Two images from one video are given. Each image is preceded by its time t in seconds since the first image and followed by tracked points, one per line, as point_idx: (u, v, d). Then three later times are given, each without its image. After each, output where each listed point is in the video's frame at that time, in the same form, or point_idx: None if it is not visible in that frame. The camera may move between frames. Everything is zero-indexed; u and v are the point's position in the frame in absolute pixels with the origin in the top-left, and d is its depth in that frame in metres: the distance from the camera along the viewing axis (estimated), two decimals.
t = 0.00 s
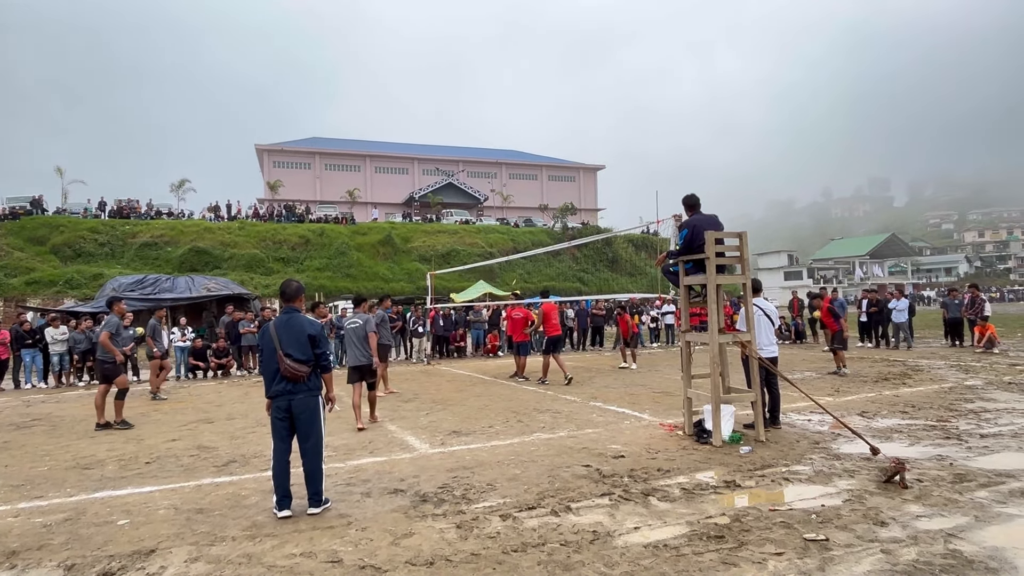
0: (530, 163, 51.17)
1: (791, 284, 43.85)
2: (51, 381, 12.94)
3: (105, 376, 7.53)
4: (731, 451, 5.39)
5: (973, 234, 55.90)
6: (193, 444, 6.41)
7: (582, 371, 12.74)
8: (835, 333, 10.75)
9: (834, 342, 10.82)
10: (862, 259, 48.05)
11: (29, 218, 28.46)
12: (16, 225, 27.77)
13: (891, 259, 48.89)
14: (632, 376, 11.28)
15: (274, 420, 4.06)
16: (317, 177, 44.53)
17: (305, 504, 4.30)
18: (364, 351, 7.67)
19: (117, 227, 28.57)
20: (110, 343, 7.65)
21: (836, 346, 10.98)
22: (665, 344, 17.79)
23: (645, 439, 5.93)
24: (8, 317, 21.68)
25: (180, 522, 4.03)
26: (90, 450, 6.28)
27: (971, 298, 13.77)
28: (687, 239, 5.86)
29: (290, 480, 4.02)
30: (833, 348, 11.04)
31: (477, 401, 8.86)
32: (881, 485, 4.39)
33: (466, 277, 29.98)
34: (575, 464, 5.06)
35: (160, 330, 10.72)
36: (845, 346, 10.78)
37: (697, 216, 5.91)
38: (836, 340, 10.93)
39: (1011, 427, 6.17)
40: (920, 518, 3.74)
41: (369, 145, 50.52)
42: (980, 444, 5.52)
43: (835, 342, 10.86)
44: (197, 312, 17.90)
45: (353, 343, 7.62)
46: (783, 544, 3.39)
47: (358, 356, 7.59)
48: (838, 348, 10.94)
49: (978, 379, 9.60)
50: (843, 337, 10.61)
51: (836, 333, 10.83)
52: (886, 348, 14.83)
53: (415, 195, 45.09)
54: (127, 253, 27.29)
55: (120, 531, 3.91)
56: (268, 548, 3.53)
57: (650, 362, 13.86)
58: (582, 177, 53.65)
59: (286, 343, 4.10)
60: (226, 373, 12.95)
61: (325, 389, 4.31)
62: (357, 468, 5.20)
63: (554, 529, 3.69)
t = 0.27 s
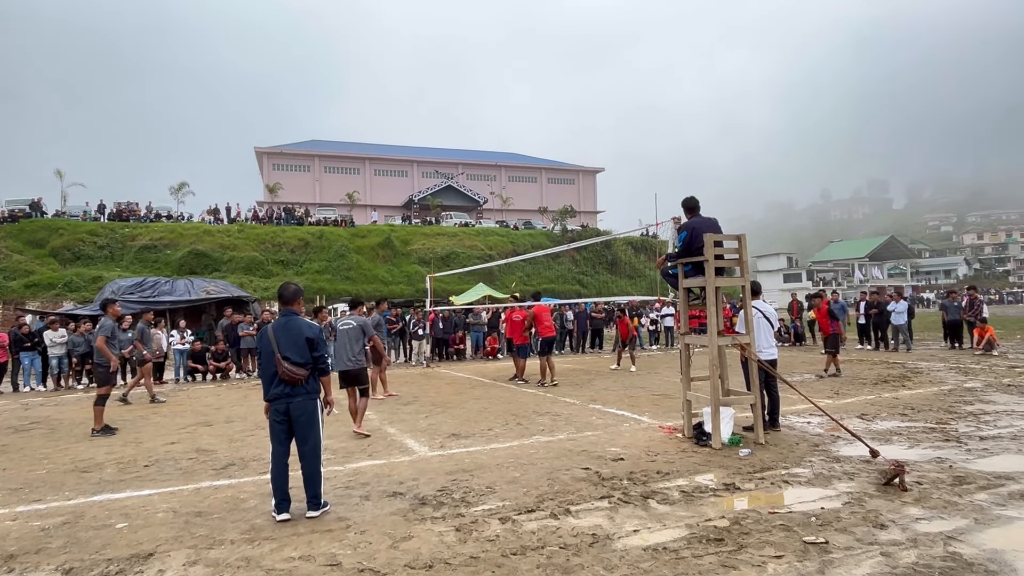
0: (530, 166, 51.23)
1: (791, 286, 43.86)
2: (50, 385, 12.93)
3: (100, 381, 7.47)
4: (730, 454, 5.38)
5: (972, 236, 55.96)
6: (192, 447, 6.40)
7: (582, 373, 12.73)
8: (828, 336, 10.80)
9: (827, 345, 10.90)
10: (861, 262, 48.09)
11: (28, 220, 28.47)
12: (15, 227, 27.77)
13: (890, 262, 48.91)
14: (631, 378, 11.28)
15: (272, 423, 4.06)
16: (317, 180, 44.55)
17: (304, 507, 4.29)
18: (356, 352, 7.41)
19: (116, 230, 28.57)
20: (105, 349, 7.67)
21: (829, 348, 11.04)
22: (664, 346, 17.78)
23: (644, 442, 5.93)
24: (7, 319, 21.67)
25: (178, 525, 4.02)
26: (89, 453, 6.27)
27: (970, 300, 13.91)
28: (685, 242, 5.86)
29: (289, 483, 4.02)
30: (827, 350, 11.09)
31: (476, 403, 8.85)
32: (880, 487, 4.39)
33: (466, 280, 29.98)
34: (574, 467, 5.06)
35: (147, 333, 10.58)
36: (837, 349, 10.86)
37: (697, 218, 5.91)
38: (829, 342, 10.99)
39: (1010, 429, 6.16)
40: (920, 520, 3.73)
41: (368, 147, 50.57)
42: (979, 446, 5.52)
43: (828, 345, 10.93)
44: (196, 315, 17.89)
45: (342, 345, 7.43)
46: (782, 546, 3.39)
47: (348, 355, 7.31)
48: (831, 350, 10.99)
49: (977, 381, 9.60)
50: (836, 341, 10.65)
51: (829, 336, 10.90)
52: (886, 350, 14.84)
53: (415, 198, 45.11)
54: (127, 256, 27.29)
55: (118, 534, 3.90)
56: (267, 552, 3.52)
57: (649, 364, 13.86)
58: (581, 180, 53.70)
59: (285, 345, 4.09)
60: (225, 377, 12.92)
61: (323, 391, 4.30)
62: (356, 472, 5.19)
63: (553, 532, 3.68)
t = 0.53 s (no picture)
0: (530, 169, 51.28)
1: (791, 289, 43.84)
2: (50, 388, 12.92)
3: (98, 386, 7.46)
4: (731, 457, 5.37)
5: (972, 239, 55.96)
6: (191, 451, 6.39)
7: (582, 376, 12.70)
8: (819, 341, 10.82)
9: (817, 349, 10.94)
10: (861, 265, 48.11)
11: (28, 224, 28.49)
12: (16, 231, 27.79)
13: (891, 265, 48.92)
14: (632, 382, 11.25)
15: (272, 426, 4.05)
16: (317, 183, 44.59)
17: (303, 510, 4.28)
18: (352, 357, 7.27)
19: (117, 233, 28.59)
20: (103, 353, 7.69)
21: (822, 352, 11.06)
22: (665, 349, 17.76)
23: (645, 445, 5.91)
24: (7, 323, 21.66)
25: (178, 529, 4.02)
26: (87, 457, 6.26)
27: (970, 303, 13.93)
28: (686, 245, 5.86)
29: (288, 487, 4.01)
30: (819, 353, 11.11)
31: (476, 407, 8.84)
32: (881, 491, 4.38)
33: (466, 283, 29.98)
34: (574, 471, 5.04)
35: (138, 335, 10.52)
36: (828, 354, 10.93)
37: (697, 221, 5.91)
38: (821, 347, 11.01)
39: (1011, 433, 6.15)
40: (921, 524, 3.73)
41: (369, 151, 50.65)
42: (980, 449, 5.51)
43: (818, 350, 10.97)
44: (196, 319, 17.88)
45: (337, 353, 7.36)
46: (783, 551, 3.38)
47: (337, 362, 7.16)
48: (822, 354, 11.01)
49: (978, 384, 9.59)
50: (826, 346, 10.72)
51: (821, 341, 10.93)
52: (886, 354, 14.83)
53: (415, 201, 45.14)
54: (127, 259, 27.29)
55: (117, 538, 3.89)
56: (266, 556, 3.51)
57: (649, 367, 13.85)
58: (581, 183, 53.74)
59: (284, 349, 4.09)
60: (225, 380, 12.90)
61: (323, 395, 4.30)
62: (356, 475, 5.18)
63: (553, 536, 3.67)
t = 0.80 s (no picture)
0: (531, 173, 51.34)
1: (792, 293, 43.78)
2: (51, 391, 12.90)
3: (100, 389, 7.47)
4: (732, 462, 5.36)
5: (974, 243, 55.87)
6: (192, 454, 6.39)
7: (583, 380, 12.68)
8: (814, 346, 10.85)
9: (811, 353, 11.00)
10: (863, 268, 48.05)
11: (31, 227, 28.58)
12: (18, 234, 27.87)
13: (892, 269, 48.84)
14: (633, 385, 11.24)
15: (273, 430, 4.05)
16: (319, 187, 44.68)
17: (304, 514, 4.27)
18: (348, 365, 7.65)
19: (119, 237, 28.66)
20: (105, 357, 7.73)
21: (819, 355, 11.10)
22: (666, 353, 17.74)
23: (646, 449, 5.91)
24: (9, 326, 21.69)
25: (179, 532, 4.02)
26: (89, 460, 6.26)
27: (972, 307, 13.88)
28: (687, 248, 5.86)
29: (290, 490, 4.01)
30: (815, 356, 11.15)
31: (477, 410, 8.83)
32: (884, 495, 4.37)
33: (467, 286, 29.99)
34: (576, 475, 5.04)
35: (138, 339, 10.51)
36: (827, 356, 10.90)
37: (699, 225, 5.91)
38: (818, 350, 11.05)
39: (1014, 437, 6.13)
40: (923, 528, 3.72)
41: (371, 154, 50.76)
42: (983, 454, 5.49)
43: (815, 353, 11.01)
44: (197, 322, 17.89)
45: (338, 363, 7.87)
46: (785, 555, 3.37)
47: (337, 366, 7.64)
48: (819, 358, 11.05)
49: (981, 388, 9.56)
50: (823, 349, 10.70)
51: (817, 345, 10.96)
52: (888, 358, 14.79)
53: (416, 205, 45.19)
54: (129, 262, 27.35)
55: (118, 542, 3.89)
56: (267, 559, 3.51)
57: (650, 371, 13.83)
58: (582, 187, 53.77)
59: (286, 353, 4.10)
60: (226, 383, 12.89)
61: (324, 399, 4.30)
62: (357, 479, 5.18)
63: (555, 540, 3.67)
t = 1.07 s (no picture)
0: (534, 176, 51.39)
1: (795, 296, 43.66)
2: (55, 395, 12.92)
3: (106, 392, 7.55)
4: (736, 466, 5.35)
5: (978, 246, 55.66)
6: (195, 457, 6.40)
7: (586, 384, 12.67)
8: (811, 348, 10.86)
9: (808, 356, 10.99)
10: (867, 272, 47.92)
11: (36, 231, 28.71)
12: (23, 238, 28.00)
13: (896, 272, 48.70)
14: (636, 389, 11.22)
15: (277, 433, 4.06)
16: (322, 191, 44.81)
17: (307, 518, 4.28)
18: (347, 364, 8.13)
19: (123, 241, 28.77)
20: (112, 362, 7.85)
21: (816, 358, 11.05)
22: (669, 357, 17.71)
23: (649, 454, 5.89)
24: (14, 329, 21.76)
25: (182, 536, 4.02)
26: (93, 463, 6.28)
27: (976, 311, 13.86)
28: (690, 252, 5.86)
29: (293, 494, 4.01)
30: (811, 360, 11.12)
31: (480, 414, 8.82)
32: (888, 500, 4.35)
33: (469, 290, 30.00)
34: (578, 479, 5.03)
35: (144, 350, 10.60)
36: (826, 360, 10.81)
37: (702, 229, 5.91)
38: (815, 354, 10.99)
39: (1019, 442, 6.10)
40: (928, 534, 3.70)
41: (374, 158, 50.89)
42: (987, 459, 5.47)
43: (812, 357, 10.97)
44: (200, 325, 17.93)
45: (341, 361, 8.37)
46: (789, 560, 3.36)
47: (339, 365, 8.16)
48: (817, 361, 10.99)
49: (985, 393, 9.51)
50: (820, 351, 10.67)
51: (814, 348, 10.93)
52: (892, 362, 14.74)
53: (419, 208, 45.27)
54: (133, 266, 27.44)
55: (121, 545, 3.89)
56: (270, 563, 3.51)
57: (652, 375, 13.80)
58: (585, 191, 53.81)
59: (291, 356, 4.10)
60: (229, 387, 12.91)
61: (328, 403, 4.30)
62: (360, 483, 5.18)
63: (557, 545, 3.66)
